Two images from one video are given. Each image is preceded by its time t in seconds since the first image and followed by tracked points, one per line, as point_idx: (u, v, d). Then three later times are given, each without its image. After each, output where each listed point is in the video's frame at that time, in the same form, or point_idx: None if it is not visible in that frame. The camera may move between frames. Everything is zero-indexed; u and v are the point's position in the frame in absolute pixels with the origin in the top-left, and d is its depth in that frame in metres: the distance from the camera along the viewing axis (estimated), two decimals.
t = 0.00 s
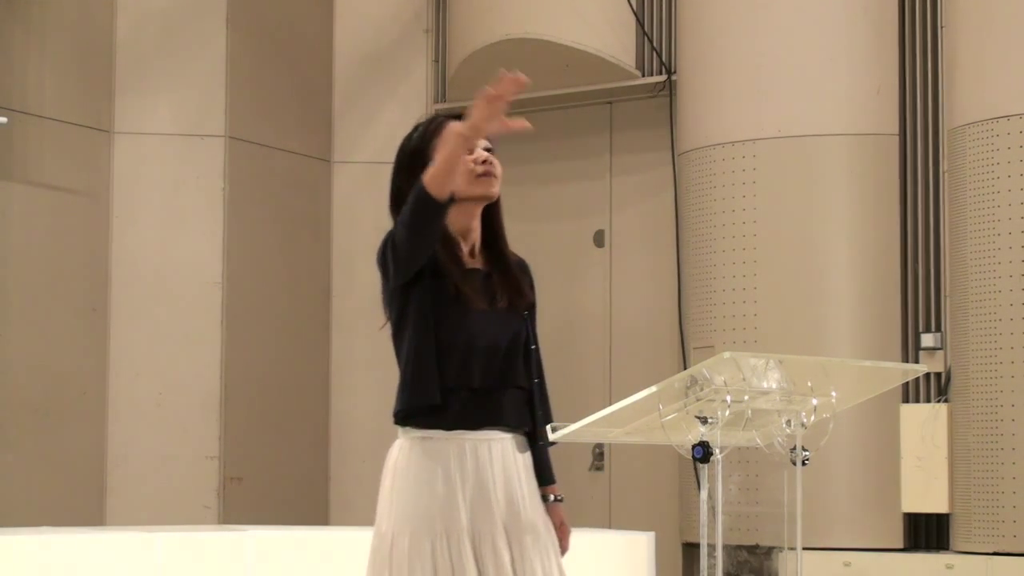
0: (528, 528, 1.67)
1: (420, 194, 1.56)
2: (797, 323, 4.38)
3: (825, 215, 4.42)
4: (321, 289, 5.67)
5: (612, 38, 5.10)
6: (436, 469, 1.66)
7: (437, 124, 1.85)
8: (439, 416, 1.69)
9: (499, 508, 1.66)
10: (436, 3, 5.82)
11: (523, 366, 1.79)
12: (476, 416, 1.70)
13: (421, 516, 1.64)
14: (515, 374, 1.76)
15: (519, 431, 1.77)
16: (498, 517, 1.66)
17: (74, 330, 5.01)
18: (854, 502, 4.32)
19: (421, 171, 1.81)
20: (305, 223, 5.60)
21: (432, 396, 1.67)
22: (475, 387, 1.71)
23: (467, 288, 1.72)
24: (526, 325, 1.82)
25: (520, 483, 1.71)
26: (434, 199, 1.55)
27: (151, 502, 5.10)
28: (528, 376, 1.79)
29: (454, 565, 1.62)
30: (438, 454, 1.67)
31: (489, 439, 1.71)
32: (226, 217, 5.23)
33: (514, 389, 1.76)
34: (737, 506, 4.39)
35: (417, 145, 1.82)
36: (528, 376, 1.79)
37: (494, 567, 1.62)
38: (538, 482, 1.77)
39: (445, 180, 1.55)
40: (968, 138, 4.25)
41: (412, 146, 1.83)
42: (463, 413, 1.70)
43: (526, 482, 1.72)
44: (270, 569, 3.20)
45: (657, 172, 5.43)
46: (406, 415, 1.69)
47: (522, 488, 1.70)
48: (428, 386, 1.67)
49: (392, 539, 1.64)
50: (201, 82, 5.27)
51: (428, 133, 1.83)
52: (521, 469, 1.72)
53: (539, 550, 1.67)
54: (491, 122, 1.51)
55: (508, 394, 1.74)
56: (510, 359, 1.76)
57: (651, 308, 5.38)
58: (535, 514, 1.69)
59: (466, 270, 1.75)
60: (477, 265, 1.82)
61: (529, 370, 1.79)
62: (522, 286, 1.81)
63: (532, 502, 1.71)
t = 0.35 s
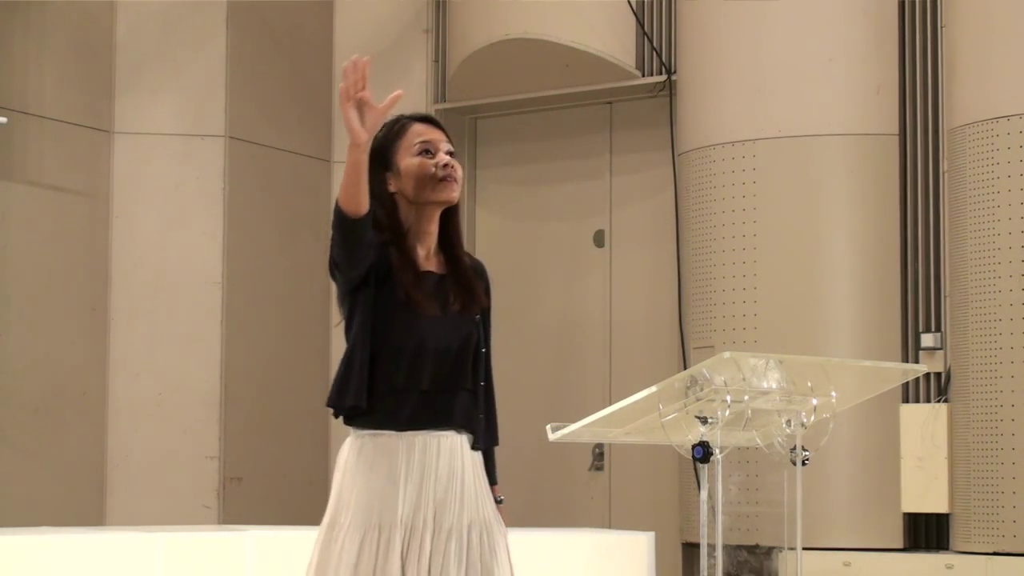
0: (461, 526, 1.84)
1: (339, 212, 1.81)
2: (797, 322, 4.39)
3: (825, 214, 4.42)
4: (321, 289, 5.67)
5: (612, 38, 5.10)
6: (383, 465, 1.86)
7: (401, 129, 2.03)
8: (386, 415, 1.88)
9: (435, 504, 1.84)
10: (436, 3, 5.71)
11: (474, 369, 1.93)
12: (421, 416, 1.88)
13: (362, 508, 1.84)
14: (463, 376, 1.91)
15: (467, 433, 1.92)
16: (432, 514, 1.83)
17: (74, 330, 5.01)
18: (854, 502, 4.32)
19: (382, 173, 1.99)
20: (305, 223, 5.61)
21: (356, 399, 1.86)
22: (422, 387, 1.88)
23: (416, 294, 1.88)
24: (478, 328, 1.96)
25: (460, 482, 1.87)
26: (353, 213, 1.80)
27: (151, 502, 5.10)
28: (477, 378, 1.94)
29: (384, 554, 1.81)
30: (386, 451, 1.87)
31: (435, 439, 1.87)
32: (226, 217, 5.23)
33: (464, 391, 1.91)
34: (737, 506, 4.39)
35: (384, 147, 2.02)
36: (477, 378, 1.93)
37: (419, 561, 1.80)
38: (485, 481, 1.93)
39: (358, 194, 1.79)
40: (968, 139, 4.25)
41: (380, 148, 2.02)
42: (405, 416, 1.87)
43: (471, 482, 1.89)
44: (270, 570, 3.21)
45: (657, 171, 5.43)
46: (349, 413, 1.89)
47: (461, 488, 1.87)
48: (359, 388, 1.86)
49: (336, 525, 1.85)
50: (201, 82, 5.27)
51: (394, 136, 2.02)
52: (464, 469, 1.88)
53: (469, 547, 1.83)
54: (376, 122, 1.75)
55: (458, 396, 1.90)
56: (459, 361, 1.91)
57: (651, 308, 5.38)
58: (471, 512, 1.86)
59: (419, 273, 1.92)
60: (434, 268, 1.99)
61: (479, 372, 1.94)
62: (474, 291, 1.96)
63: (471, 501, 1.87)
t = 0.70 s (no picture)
0: (454, 528, 1.95)
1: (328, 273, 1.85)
2: (796, 322, 4.39)
3: (825, 214, 4.42)
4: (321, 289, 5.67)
5: (612, 38, 5.10)
6: (383, 465, 1.93)
7: (381, 132, 2.13)
8: (385, 417, 1.95)
9: (433, 502, 1.94)
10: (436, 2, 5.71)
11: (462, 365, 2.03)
12: (418, 413, 1.97)
13: (364, 506, 1.92)
14: (453, 373, 2.02)
15: (458, 426, 2.02)
16: (431, 511, 1.93)
17: (74, 329, 5.01)
18: (853, 502, 4.32)
19: (365, 176, 2.09)
20: (305, 222, 5.61)
21: (354, 407, 1.92)
22: (419, 385, 1.96)
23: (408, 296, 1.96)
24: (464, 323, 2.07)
25: (453, 485, 1.97)
26: (336, 282, 1.84)
27: (151, 501, 5.09)
28: (465, 373, 2.04)
29: (388, 552, 1.89)
30: (388, 452, 1.94)
31: (432, 440, 1.97)
32: (227, 217, 5.23)
33: (455, 386, 2.02)
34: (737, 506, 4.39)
35: (363, 151, 2.11)
36: (467, 372, 2.04)
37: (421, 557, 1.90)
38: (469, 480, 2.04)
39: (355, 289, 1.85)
40: (968, 139, 4.25)
41: (360, 151, 2.11)
42: (405, 415, 1.95)
43: (461, 478, 2.00)
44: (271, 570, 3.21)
45: (657, 171, 5.44)
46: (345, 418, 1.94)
47: (453, 490, 1.97)
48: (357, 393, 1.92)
49: (337, 523, 1.92)
50: (201, 82, 5.27)
51: (374, 140, 2.12)
52: (456, 471, 1.99)
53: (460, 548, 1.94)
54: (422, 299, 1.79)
55: (451, 390, 2.01)
56: (449, 357, 2.02)
57: (651, 308, 5.38)
58: (464, 509, 1.98)
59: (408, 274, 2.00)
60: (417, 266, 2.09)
61: (468, 366, 2.05)
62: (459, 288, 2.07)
63: (463, 498, 1.99)
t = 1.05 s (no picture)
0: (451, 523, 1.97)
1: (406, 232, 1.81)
2: (796, 322, 4.39)
3: (825, 214, 4.42)
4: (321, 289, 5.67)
5: (612, 38, 5.10)
6: (385, 469, 1.92)
7: (378, 137, 2.12)
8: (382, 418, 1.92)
9: (434, 502, 1.95)
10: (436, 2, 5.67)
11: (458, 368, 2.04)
12: (416, 414, 1.95)
13: (370, 512, 1.90)
14: (451, 375, 2.00)
15: (450, 428, 2.01)
16: (433, 511, 1.95)
17: (74, 330, 5.01)
18: (853, 502, 4.32)
19: (360, 182, 2.09)
20: (305, 222, 5.61)
21: (357, 400, 1.89)
22: (417, 388, 1.95)
23: (403, 299, 1.97)
24: (455, 326, 2.08)
25: (448, 482, 1.99)
26: (413, 214, 1.80)
27: (151, 502, 5.09)
28: (461, 376, 2.04)
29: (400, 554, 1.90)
30: (389, 454, 1.92)
31: (428, 439, 1.97)
32: (226, 218, 5.23)
33: (452, 388, 2.00)
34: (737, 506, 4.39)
35: (359, 157, 2.11)
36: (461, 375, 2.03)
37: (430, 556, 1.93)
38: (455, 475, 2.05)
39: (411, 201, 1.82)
40: (968, 139, 4.25)
41: (356, 157, 2.11)
42: (406, 415, 1.94)
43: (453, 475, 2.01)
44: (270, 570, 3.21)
45: (656, 171, 5.44)
46: (347, 419, 1.92)
47: (448, 487, 1.98)
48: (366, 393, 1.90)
49: (343, 530, 1.90)
50: (200, 82, 5.27)
51: (370, 147, 2.10)
52: (450, 467, 2.00)
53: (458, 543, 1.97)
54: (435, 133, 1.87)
55: (448, 392, 1.99)
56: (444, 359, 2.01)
57: (651, 308, 5.38)
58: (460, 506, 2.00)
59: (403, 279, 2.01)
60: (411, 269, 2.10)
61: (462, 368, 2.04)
62: (452, 292, 2.08)
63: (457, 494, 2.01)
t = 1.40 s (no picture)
0: (449, 521, 1.96)
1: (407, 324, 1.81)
2: (796, 323, 4.39)
3: (825, 214, 4.42)
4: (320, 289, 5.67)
5: (612, 38, 5.09)
6: (376, 466, 1.92)
7: (387, 141, 2.13)
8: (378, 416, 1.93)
9: (426, 500, 1.94)
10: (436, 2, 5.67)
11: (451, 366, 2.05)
12: (412, 413, 1.97)
13: (364, 511, 1.90)
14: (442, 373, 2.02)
15: (446, 426, 2.02)
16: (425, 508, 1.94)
17: (74, 329, 5.01)
18: (853, 502, 4.32)
19: (365, 182, 2.09)
20: (305, 222, 5.61)
21: (369, 413, 1.92)
22: (413, 387, 1.97)
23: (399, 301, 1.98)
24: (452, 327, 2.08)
25: (444, 479, 1.98)
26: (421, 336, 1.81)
27: (151, 501, 5.09)
28: (454, 375, 2.05)
29: (390, 552, 1.89)
30: (382, 452, 1.93)
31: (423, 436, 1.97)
32: (226, 218, 5.23)
33: (444, 386, 2.02)
34: (737, 506, 4.39)
35: (367, 158, 2.12)
36: (455, 373, 2.05)
37: (420, 555, 1.92)
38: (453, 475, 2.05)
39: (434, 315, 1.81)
40: (968, 139, 4.25)
41: (363, 158, 2.12)
42: (406, 414, 1.96)
43: (449, 472, 2.00)
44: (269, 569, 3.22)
45: (657, 171, 5.44)
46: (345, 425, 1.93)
47: (444, 485, 1.98)
48: (370, 403, 1.92)
49: (334, 525, 1.91)
50: (201, 82, 5.27)
51: (379, 149, 2.12)
52: (446, 465, 1.99)
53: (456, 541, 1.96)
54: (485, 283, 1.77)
55: (441, 390, 2.01)
56: (439, 358, 2.03)
57: (651, 308, 5.38)
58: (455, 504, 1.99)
59: (398, 280, 2.03)
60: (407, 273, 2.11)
61: (456, 368, 2.06)
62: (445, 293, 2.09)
63: (453, 492, 1.99)
